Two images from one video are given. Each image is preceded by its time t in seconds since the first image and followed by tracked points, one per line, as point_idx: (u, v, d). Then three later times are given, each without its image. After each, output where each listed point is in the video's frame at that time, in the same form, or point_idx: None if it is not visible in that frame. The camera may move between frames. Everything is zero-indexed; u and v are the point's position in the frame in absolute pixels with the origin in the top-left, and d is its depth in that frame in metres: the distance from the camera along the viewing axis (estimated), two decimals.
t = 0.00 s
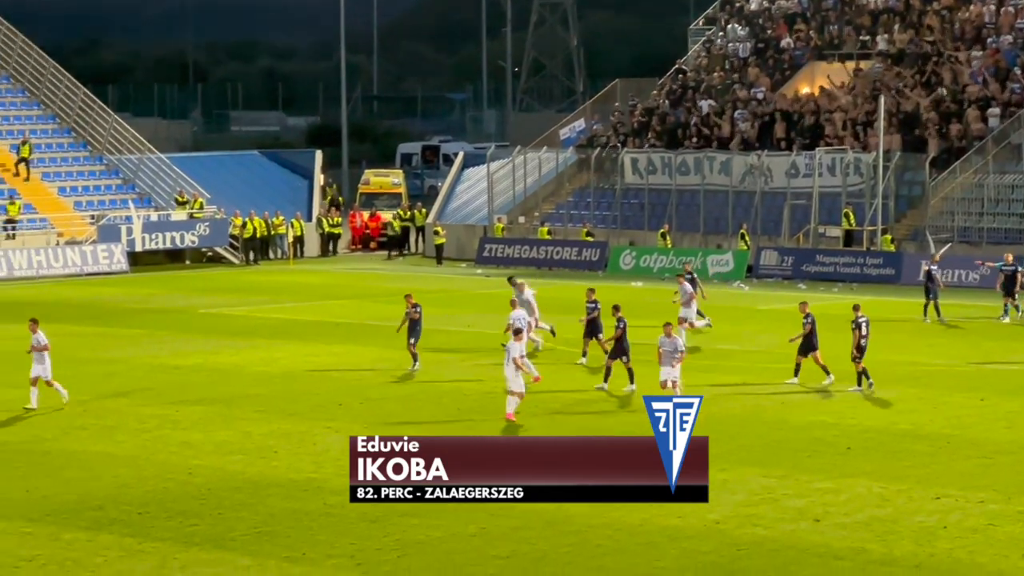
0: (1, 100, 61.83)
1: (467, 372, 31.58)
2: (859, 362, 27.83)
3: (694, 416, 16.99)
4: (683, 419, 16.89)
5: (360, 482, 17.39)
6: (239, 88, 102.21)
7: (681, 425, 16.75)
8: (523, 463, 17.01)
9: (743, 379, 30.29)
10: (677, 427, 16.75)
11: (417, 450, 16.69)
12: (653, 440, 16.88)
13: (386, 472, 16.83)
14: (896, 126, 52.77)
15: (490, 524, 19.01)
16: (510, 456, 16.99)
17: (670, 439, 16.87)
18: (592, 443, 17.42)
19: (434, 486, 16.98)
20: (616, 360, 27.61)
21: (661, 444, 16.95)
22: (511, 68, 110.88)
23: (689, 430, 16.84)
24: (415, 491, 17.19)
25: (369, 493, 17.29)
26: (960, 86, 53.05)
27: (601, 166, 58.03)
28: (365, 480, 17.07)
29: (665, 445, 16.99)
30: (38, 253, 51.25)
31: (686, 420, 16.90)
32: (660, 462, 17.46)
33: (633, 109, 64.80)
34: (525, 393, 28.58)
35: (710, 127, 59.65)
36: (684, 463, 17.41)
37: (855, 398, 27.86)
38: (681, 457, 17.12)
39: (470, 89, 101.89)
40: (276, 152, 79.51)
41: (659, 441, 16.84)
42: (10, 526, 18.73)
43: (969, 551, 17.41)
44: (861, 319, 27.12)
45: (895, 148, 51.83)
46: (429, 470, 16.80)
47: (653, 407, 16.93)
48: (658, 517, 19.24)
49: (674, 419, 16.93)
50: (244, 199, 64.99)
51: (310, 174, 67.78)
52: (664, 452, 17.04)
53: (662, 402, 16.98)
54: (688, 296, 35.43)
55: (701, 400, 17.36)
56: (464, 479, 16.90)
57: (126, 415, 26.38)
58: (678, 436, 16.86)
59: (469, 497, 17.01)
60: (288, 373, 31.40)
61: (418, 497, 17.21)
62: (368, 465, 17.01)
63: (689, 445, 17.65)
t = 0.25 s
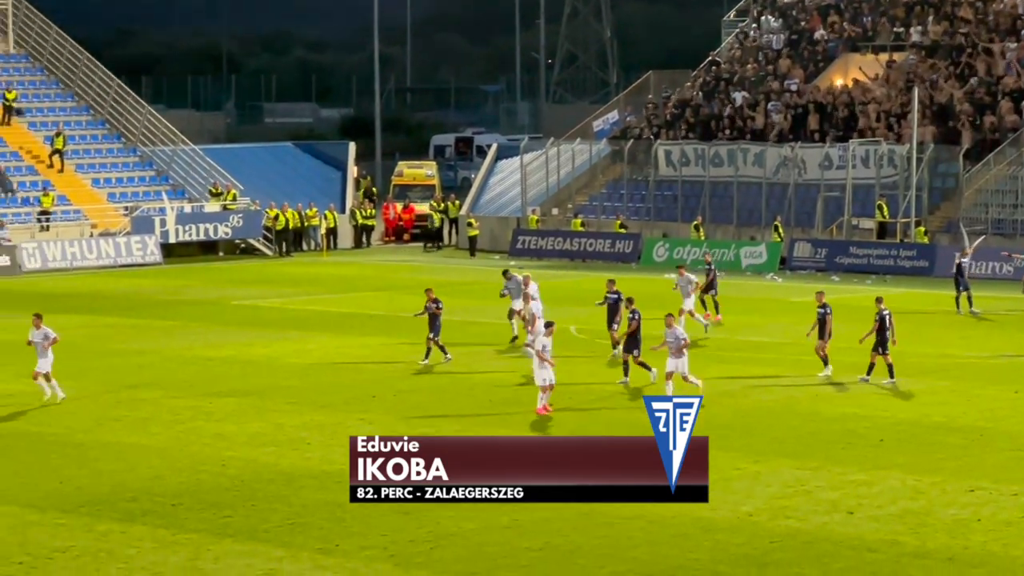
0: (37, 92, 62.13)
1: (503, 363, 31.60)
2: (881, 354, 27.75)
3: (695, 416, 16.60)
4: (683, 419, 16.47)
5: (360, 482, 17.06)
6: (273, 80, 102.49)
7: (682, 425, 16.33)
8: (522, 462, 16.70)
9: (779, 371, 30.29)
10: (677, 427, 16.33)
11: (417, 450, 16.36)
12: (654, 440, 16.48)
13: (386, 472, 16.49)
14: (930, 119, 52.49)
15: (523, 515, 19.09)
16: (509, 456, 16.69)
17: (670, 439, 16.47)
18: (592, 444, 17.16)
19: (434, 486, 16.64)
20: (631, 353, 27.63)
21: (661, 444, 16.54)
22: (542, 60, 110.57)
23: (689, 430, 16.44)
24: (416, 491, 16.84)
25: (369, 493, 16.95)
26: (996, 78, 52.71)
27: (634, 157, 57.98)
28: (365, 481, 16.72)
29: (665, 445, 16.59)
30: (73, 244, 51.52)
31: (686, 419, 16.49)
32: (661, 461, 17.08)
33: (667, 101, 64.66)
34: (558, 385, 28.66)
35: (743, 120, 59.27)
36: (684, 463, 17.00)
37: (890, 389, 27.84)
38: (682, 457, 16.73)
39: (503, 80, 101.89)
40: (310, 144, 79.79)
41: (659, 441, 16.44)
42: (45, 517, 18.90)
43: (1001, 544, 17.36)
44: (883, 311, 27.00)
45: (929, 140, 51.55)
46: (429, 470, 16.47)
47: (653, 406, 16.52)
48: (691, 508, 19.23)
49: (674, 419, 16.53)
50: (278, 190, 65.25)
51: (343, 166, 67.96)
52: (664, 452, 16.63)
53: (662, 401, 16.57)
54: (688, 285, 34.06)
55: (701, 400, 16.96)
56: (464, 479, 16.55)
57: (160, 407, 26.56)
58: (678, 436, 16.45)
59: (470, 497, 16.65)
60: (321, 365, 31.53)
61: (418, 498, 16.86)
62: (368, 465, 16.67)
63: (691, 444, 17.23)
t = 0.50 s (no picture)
0: (77, 84, 62.54)
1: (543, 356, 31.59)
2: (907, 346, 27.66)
3: (694, 416, 16.60)
4: (683, 420, 16.46)
5: (360, 483, 17.04)
6: (312, 72, 102.79)
7: (681, 425, 16.32)
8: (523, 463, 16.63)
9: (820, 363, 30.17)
10: (676, 426, 16.31)
11: (417, 450, 16.34)
12: (653, 440, 16.44)
13: (386, 472, 16.47)
14: (971, 110, 52.17)
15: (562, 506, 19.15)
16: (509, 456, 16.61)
17: (669, 439, 16.43)
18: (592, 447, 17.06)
19: (434, 487, 16.60)
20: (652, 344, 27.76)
21: (661, 444, 16.50)
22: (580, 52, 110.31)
23: (688, 430, 16.41)
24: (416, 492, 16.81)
25: (369, 493, 16.93)
26: None
27: (673, 149, 57.90)
28: (365, 481, 16.72)
29: (665, 445, 16.54)
30: (112, 236, 51.92)
31: (686, 420, 16.48)
32: (661, 461, 17.03)
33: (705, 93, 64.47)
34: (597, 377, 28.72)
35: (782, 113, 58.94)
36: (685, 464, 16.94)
37: (930, 381, 27.77)
38: (682, 457, 16.67)
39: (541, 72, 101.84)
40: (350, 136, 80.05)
41: (659, 441, 16.40)
42: (85, 508, 19.09)
43: None
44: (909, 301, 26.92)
45: (970, 132, 51.20)
46: (429, 470, 16.43)
47: (652, 407, 16.51)
48: (730, 501, 19.22)
49: (673, 419, 16.51)
50: (317, 182, 65.51)
51: (382, 157, 68.10)
52: (663, 452, 16.58)
53: (662, 401, 16.57)
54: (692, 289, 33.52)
55: (701, 402, 16.96)
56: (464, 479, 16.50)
57: (199, 398, 26.75)
58: (678, 436, 16.42)
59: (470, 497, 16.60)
60: (360, 356, 31.66)
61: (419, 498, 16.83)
62: (369, 465, 16.68)
63: (689, 444, 17.21)
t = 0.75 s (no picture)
0: (122, 76, 62.94)
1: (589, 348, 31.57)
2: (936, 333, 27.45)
3: (694, 416, 16.61)
4: (683, 419, 16.48)
5: (360, 483, 17.06)
6: (357, 63, 103.07)
7: (681, 425, 16.33)
8: (520, 463, 16.62)
9: (866, 354, 30.05)
10: (676, 427, 16.32)
11: (417, 450, 16.33)
12: (653, 439, 16.47)
13: (386, 472, 16.48)
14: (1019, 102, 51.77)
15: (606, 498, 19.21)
16: (507, 456, 16.59)
17: (670, 439, 16.45)
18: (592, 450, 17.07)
19: (434, 486, 16.57)
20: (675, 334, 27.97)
21: (661, 443, 16.52)
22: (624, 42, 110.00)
23: (688, 430, 16.43)
24: (416, 490, 16.79)
25: (369, 493, 16.94)
26: None
27: (718, 141, 57.67)
28: (366, 480, 16.74)
29: (665, 444, 16.56)
30: (157, 228, 52.30)
31: (687, 419, 16.50)
32: (660, 462, 17.07)
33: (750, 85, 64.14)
34: (641, 369, 28.72)
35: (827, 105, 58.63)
36: (684, 464, 16.93)
37: (976, 372, 27.62)
38: (681, 458, 16.66)
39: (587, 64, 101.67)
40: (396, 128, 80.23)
41: (659, 441, 16.42)
42: (131, 499, 19.27)
43: None
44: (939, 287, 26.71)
45: (1017, 123, 50.79)
46: (430, 470, 16.39)
47: (653, 407, 16.54)
48: (774, 492, 19.19)
49: (674, 418, 16.53)
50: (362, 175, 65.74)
51: (428, 149, 68.27)
52: (663, 452, 16.58)
53: (662, 401, 16.59)
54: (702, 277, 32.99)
55: (701, 401, 16.98)
56: (464, 479, 16.43)
57: (244, 389, 26.94)
58: (678, 436, 16.43)
59: (470, 497, 16.56)
60: (405, 348, 31.78)
61: (419, 498, 16.83)
62: (369, 464, 16.69)
63: (689, 444, 17.28)
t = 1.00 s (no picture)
0: (173, 71, 63.35)
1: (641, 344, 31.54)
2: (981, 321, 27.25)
3: (694, 416, 16.69)
4: (683, 419, 16.55)
5: (359, 483, 17.07)
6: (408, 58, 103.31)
7: (681, 425, 16.40)
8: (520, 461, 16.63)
9: (920, 351, 29.86)
10: (676, 427, 16.38)
11: (416, 449, 16.35)
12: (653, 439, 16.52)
13: (386, 471, 16.48)
14: None
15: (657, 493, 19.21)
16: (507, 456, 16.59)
17: (669, 439, 16.52)
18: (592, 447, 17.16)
19: (434, 486, 16.57)
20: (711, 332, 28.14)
21: (661, 444, 16.58)
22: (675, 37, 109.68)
23: (688, 430, 16.50)
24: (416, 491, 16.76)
25: (369, 494, 16.96)
26: None
27: (768, 137, 57.49)
28: (365, 481, 16.73)
29: (665, 445, 16.62)
30: (208, 223, 52.69)
31: (686, 419, 16.57)
32: (661, 461, 17.08)
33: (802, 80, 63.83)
34: (691, 364, 28.70)
35: (878, 100, 58.24)
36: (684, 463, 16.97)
37: None
38: (682, 458, 16.73)
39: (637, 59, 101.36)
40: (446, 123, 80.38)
41: (659, 441, 16.47)
42: (182, 494, 19.42)
43: None
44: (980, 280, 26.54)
45: None
46: (429, 469, 16.41)
47: (653, 407, 16.61)
48: (825, 489, 19.13)
49: (673, 418, 16.60)
50: (413, 170, 65.89)
51: (480, 145, 68.37)
52: (663, 452, 16.65)
53: (662, 402, 16.66)
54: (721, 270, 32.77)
55: (700, 402, 17.08)
56: (464, 479, 16.45)
57: (295, 384, 27.09)
58: (677, 435, 16.49)
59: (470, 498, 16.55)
60: (455, 343, 31.88)
61: (418, 498, 16.79)
62: (369, 464, 16.70)
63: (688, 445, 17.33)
